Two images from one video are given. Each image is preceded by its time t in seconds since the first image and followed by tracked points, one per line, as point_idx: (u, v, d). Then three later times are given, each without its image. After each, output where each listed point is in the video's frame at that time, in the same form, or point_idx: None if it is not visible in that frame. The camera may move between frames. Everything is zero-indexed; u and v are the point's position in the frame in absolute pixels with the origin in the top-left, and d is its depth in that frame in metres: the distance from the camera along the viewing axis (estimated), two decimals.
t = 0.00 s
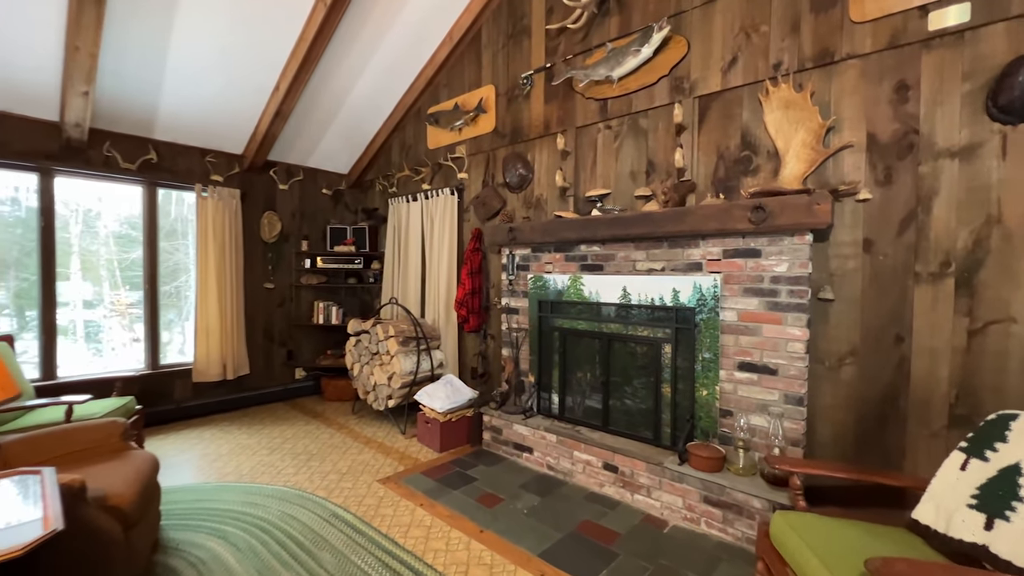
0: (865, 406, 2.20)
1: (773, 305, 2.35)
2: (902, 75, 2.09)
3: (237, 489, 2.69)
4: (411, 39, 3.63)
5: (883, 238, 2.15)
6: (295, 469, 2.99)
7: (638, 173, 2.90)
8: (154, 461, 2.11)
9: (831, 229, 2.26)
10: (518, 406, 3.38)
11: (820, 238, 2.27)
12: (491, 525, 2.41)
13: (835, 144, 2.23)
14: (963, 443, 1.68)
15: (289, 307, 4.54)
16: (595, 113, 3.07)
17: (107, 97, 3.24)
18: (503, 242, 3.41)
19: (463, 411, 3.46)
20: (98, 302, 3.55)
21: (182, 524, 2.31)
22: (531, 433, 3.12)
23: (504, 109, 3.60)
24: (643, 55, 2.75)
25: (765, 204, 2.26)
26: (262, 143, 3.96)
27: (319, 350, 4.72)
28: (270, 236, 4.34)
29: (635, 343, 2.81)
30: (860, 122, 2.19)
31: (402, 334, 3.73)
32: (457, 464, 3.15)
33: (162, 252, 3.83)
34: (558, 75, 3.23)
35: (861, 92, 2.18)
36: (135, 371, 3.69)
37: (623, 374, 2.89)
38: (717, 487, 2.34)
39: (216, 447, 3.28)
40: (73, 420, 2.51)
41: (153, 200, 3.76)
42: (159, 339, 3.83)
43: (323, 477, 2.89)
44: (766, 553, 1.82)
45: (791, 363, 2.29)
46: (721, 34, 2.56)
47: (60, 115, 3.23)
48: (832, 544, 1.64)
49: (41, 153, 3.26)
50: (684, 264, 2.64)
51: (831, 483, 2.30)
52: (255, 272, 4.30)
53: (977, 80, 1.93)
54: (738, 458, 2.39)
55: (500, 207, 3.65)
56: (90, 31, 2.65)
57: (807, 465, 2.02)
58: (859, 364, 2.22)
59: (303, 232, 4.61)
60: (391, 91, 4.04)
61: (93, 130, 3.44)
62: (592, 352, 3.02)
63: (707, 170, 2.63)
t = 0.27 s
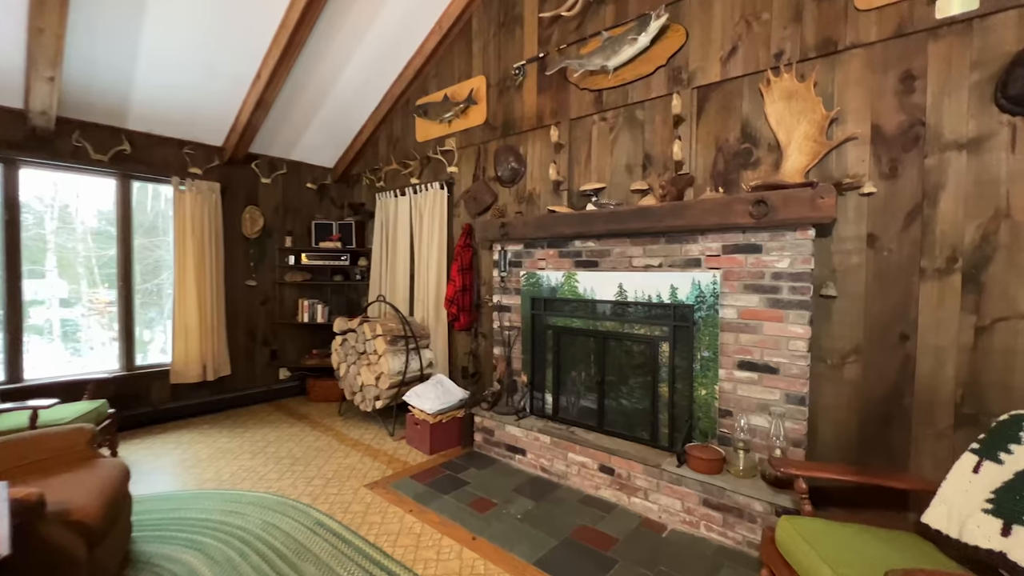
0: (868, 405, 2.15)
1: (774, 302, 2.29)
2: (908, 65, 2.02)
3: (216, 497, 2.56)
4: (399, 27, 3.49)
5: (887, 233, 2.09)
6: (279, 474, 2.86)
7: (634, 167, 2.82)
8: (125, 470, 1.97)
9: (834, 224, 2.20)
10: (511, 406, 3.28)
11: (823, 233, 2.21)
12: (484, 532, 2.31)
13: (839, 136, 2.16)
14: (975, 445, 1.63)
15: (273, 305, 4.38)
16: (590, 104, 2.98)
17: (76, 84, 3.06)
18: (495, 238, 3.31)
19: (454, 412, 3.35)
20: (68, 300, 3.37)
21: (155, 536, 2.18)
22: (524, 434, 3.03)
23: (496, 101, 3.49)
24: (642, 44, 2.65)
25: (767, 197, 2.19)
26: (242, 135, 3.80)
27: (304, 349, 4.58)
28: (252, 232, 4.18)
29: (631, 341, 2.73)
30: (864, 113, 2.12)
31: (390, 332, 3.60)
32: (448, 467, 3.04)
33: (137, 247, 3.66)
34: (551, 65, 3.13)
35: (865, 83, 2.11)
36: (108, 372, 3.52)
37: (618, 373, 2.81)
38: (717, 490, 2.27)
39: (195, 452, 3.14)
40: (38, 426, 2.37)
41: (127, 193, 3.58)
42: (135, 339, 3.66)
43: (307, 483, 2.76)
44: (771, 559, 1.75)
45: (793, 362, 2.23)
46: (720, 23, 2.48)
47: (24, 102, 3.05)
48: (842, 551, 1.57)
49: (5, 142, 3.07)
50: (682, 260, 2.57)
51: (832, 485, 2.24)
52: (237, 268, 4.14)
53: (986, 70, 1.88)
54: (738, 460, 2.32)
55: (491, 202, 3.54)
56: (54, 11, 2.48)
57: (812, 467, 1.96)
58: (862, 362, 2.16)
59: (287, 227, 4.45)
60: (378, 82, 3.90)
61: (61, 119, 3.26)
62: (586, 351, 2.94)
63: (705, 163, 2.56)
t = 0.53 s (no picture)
0: (869, 405, 2.10)
1: (773, 299, 2.22)
2: (912, 55, 1.96)
3: (191, 506, 2.43)
4: (385, 15, 3.36)
5: (890, 228, 2.03)
6: (259, 481, 2.74)
7: (629, 160, 2.73)
8: (90, 480, 1.84)
9: (835, 219, 2.14)
10: (501, 407, 3.19)
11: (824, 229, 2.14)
12: (475, 540, 2.22)
13: (840, 129, 2.09)
14: (984, 447, 1.58)
15: (254, 303, 4.23)
16: (583, 95, 2.89)
17: (40, 69, 2.89)
18: (485, 234, 3.21)
19: (443, 414, 3.25)
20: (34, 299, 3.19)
21: (125, 550, 2.05)
22: (516, 436, 2.94)
23: (485, 92, 3.38)
24: (637, 33, 2.56)
25: (768, 191, 2.12)
26: (220, 126, 3.64)
27: (287, 348, 4.44)
28: (232, 227, 4.02)
29: (626, 340, 2.65)
30: (867, 105, 2.06)
31: (376, 331, 3.49)
32: (437, 470, 2.94)
33: (109, 243, 3.48)
34: (543, 54, 3.02)
35: (868, 74, 2.05)
36: (78, 374, 3.34)
37: (613, 373, 2.73)
38: (715, 493, 2.20)
39: (171, 458, 3.00)
40: None
41: (97, 186, 3.41)
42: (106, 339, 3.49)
43: (289, 490, 2.64)
44: (775, 566, 1.68)
45: (793, 361, 2.17)
46: (719, 11, 2.40)
47: None
48: (850, 559, 1.51)
49: None
50: (679, 256, 2.49)
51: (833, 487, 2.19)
52: (216, 265, 3.98)
53: (993, 60, 1.82)
54: (736, 462, 2.26)
55: (481, 197, 3.44)
56: None
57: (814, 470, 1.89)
58: (864, 361, 2.11)
59: (269, 222, 4.30)
60: (362, 72, 3.76)
61: (25, 106, 3.07)
62: (580, 350, 2.86)
63: (703, 156, 2.48)
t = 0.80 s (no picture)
0: (869, 404, 2.05)
1: (772, 296, 2.15)
2: (915, 43, 1.90)
3: (162, 517, 2.29)
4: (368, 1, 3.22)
5: (892, 223, 1.97)
6: (236, 488, 2.61)
7: (622, 153, 2.65)
8: (48, 492, 1.71)
9: (836, 213, 2.07)
10: (490, 407, 3.09)
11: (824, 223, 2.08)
12: (464, 549, 2.12)
13: (842, 120, 2.03)
14: (994, 449, 1.53)
15: (232, 300, 4.07)
16: (575, 85, 2.79)
17: None
18: (474, 229, 3.10)
19: (430, 415, 3.14)
20: None
21: (88, 566, 1.92)
22: (506, 437, 2.85)
23: (474, 82, 3.26)
24: (632, 19, 2.49)
25: (767, 184, 2.04)
26: (194, 115, 3.47)
27: (268, 347, 4.28)
28: (209, 221, 3.85)
29: (619, 338, 2.57)
30: (868, 95, 2.00)
31: (360, 330, 3.36)
32: (424, 474, 2.83)
33: (75, 238, 3.30)
34: (534, 42, 2.92)
35: (870, 63, 1.99)
36: (41, 377, 3.16)
37: (606, 372, 2.65)
38: (712, 496, 2.13)
39: (142, 464, 2.84)
40: None
41: (62, 177, 3.22)
42: (72, 339, 3.30)
43: (268, 497, 2.52)
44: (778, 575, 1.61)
45: (792, 359, 2.10)
46: None
47: None
48: (858, 568, 1.44)
49: None
50: (674, 251, 2.41)
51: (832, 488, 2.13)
52: (192, 261, 3.81)
53: (999, 49, 1.76)
54: (734, 463, 2.19)
55: (469, 190, 3.32)
56: None
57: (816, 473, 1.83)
58: (864, 359, 2.05)
59: (248, 216, 4.13)
60: (345, 60, 3.61)
61: None
62: (572, 349, 2.77)
63: (699, 148, 2.40)
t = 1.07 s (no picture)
0: (870, 402, 1.99)
1: (770, 292, 2.09)
2: (919, 30, 1.84)
3: (132, 527, 2.17)
4: None
5: (894, 215, 1.91)
6: (213, 494, 2.49)
7: (616, 143, 2.56)
8: (4, 504, 1.59)
9: (836, 206, 2.01)
10: (480, 407, 3.00)
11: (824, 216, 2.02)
12: (452, 556, 2.04)
13: (843, 109, 1.96)
14: (1003, 449, 1.48)
15: (211, 297, 3.92)
16: (567, 74, 2.70)
17: None
18: (462, 222, 3.00)
19: (417, 415, 3.04)
20: None
21: None
22: (495, 438, 2.76)
23: (462, 70, 3.15)
24: (626, 5, 2.39)
25: (766, 175, 1.97)
26: (168, 103, 3.31)
27: (249, 346, 4.14)
28: (186, 215, 3.70)
29: (612, 335, 2.50)
30: (871, 83, 1.93)
31: (344, 328, 3.24)
32: (411, 476, 2.74)
33: (41, 232, 3.13)
34: (524, 29, 2.81)
35: (873, 50, 1.92)
36: (5, 379, 3.00)
37: (599, 370, 2.57)
38: (709, 498, 2.07)
39: (113, 470, 2.71)
40: None
41: (26, 168, 3.05)
42: (39, 338, 3.14)
43: (246, 504, 2.41)
44: None
45: (791, 356, 2.04)
46: None
47: None
48: None
49: None
50: (669, 246, 2.34)
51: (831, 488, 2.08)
52: (167, 256, 3.66)
53: (1006, 35, 1.70)
54: (731, 463, 2.13)
55: (457, 183, 3.22)
56: None
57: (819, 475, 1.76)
58: (864, 356, 2.00)
59: (227, 210, 3.98)
60: (328, 47, 3.47)
61: None
62: (563, 346, 2.69)
63: (695, 139, 2.32)
